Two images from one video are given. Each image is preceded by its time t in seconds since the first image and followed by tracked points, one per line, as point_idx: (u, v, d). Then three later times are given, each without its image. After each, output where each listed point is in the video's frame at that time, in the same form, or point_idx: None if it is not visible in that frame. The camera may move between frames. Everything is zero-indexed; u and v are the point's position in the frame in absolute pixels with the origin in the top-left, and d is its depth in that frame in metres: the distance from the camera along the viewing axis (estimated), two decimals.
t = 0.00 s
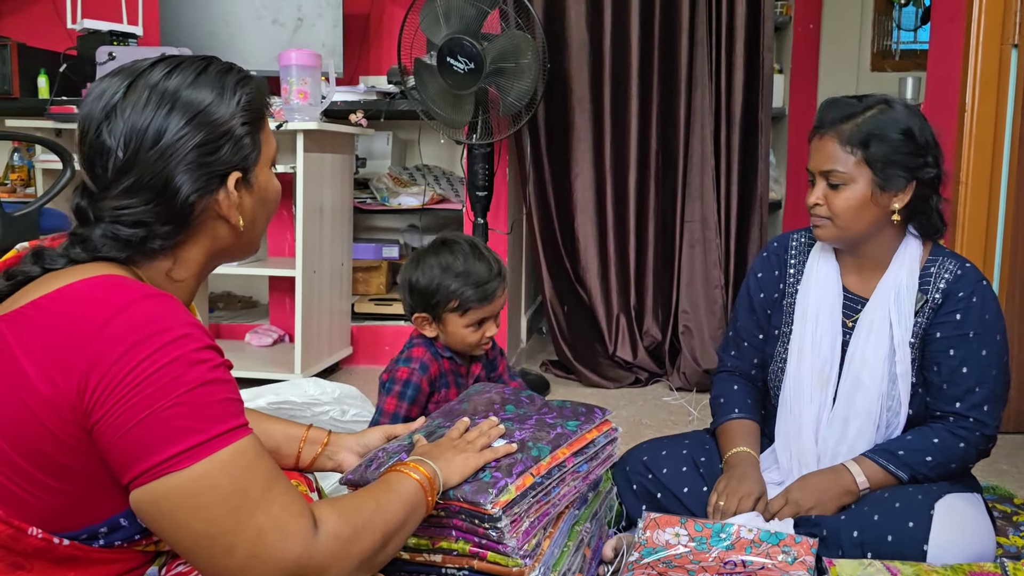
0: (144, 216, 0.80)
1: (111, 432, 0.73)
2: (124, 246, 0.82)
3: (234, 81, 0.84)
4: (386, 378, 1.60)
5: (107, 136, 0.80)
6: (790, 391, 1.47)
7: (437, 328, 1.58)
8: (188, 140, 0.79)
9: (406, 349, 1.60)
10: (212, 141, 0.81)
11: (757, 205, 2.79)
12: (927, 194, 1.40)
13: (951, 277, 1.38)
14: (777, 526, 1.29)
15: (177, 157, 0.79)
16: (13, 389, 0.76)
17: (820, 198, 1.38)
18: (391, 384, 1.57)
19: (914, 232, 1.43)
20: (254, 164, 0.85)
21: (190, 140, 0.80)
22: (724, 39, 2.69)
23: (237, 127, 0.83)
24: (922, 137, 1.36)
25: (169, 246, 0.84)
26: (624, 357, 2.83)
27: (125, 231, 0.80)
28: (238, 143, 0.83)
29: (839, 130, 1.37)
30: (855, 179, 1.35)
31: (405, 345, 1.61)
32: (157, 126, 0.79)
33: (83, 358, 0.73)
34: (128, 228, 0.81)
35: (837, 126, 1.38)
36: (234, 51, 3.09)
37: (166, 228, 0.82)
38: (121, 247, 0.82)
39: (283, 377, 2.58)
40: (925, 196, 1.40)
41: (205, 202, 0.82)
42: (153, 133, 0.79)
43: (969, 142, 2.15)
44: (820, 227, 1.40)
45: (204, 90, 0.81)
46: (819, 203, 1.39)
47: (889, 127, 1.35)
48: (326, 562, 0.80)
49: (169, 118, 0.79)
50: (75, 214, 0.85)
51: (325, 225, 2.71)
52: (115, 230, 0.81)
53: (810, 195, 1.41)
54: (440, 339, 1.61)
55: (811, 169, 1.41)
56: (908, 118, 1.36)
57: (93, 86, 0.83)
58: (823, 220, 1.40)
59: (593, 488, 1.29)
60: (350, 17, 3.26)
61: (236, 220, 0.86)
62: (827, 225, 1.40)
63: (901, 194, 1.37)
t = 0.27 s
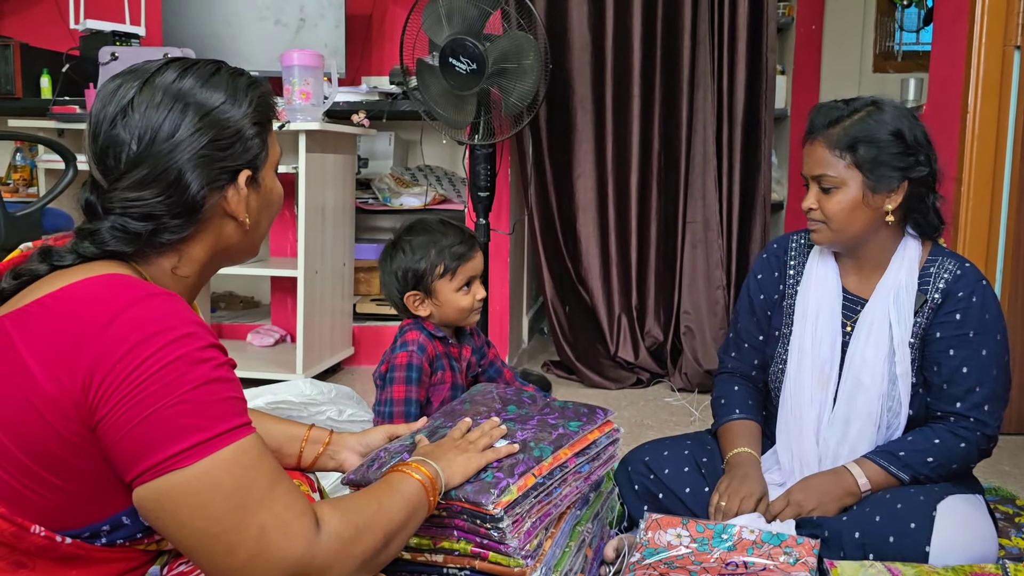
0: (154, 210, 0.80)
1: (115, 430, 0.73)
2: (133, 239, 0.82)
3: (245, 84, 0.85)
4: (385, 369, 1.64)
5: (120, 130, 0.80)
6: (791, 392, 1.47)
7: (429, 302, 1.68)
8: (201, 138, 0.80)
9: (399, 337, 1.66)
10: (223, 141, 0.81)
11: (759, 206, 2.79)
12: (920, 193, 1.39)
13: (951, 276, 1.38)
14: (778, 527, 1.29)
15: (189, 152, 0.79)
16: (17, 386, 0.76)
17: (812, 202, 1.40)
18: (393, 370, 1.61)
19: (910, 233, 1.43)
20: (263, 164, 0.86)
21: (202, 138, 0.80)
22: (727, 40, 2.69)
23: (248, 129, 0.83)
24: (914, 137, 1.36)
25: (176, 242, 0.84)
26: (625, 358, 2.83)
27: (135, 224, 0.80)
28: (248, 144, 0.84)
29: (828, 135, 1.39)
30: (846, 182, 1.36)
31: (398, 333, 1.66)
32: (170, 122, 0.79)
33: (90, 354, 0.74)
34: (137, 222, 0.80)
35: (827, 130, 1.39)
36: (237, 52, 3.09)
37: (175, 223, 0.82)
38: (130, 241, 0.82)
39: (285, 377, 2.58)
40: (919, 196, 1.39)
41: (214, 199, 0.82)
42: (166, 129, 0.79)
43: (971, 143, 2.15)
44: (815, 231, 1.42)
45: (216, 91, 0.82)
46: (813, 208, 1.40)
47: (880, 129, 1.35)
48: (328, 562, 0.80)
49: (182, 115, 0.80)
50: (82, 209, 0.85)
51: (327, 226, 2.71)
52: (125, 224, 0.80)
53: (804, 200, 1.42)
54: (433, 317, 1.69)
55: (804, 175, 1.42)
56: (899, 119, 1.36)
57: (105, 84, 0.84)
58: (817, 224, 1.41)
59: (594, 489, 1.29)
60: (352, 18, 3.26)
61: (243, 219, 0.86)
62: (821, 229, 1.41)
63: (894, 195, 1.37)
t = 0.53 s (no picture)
0: (157, 210, 0.80)
1: (118, 428, 0.73)
2: (136, 239, 0.82)
3: (248, 85, 0.85)
4: (400, 365, 1.63)
5: (124, 131, 0.80)
6: (792, 395, 1.47)
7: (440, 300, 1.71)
8: (204, 138, 0.80)
9: (413, 334, 1.65)
10: (226, 141, 0.82)
11: (761, 207, 2.79)
12: (918, 196, 1.38)
13: (953, 277, 1.37)
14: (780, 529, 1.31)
15: (193, 153, 0.80)
16: (19, 385, 0.76)
17: (808, 200, 1.40)
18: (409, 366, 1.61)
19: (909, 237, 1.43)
20: (265, 165, 0.86)
21: (206, 138, 0.80)
22: (729, 42, 2.70)
23: (251, 129, 0.84)
24: (911, 139, 1.36)
25: (179, 242, 0.84)
26: (627, 359, 2.83)
27: (138, 224, 0.80)
28: (251, 145, 0.84)
29: (825, 134, 1.39)
30: (841, 180, 1.37)
31: (412, 330, 1.65)
32: (174, 123, 0.80)
33: (93, 353, 0.74)
34: (140, 222, 0.81)
35: (824, 130, 1.40)
36: (239, 53, 3.10)
37: (178, 223, 0.82)
38: (133, 241, 0.82)
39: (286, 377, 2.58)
40: (916, 200, 1.39)
41: (217, 199, 0.82)
42: (170, 129, 0.79)
43: (974, 144, 2.15)
44: (809, 230, 1.42)
45: (220, 91, 0.82)
46: (808, 206, 1.40)
47: (877, 131, 1.35)
48: (329, 562, 0.80)
49: (186, 115, 0.80)
50: (85, 209, 0.85)
51: (329, 227, 2.71)
52: (128, 223, 0.81)
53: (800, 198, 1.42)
54: (444, 314, 1.72)
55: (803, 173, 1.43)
56: (896, 121, 1.36)
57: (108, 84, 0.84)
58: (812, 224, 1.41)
59: (596, 490, 1.29)
60: (354, 19, 3.26)
61: (246, 220, 0.86)
62: (815, 228, 1.41)
63: (890, 197, 1.37)
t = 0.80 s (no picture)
0: (159, 211, 0.80)
1: (118, 429, 0.73)
2: (138, 240, 0.82)
3: (251, 86, 0.85)
4: (401, 364, 1.63)
5: (126, 132, 0.80)
6: (791, 395, 1.47)
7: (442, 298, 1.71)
8: (206, 140, 0.80)
9: (414, 334, 1.65)
10: (229, 142, 0.82)
11: (763, 208, 2.79)
12: (920, 185, 1.39)
13: (953, 281, 1.37)
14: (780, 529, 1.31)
15: (195, 154, 0.80)
16: (20, 386, 0.76)
17: (820, 220, 1.38)
18: (410, 366, 1.61)
19: (915, 230, 1.43)
20: (267, 166, 0.86)
21: (209, 139, 0.80)
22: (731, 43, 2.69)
23: (253, 130, 0.84)
24: (902, 134, 1.35)
25: (181, 243, 0.84)
26: (629, 360, 2.83)
27: (140, 226, 0.81)
28: (254, 145, 0.84)
29: (818, 153, 1.36)
30: (849, 192, 1.35)
31: (412, 330, 1.65)
32: (175, 124, 0.80)
33: (93, 354, 0.74)
34: (142, 223, 0.81)
35: (815, 148, 1.37)
36: (241, 53, 3.10)
37: (180, 224, 0.82)
38: (136, 242, 0.82)
39: (288, 378, 2.58)
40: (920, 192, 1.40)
41: (219, 200, 0.83)
42: (172, 130, 0.79)
43: (976, 145, 2.15)
44: (829, 249, 1.40)
45: (222, 92, 0.82)
46: (821, 225, 1.38)
47: (868, 134, 1.33)
48: (331, 563, 0.80)
49: (188, 116, 0.80)
50: (87, 210, 0.85)
51: (331, 227, 2.71)
52: (130, 224, 0.81)
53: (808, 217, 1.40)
54: (446, 313, 1.72)
55: (804, 192, 1.40)
56: (882, 121, 1.35)
57: (110, 84, 0.84)
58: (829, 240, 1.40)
59: (598, 490, 1.29)
60: (356, 19, 3.27)
61: (248, 221, 0.86)
62: (834, 245, 1.39)
63: (898, 196, 1.37)
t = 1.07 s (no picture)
0: (162, 212, 0.80)
1: (120, 429, 0.73)
2: (140, 240, 0.82)
3: (253, 85, 0.85)
4: (413, 367, 1.62)
5: (128, 132, 0.80)
6: (796, 391, 1.47)
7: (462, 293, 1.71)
8: (208, 140, 0.80)
9: (424, 338, 1.64)
10: (231, 142, 0.82)
11: (765, 208, 2.78)
12: (913, 185, 1.39)
13: (955, 274, 1.38)
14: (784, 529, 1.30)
15: (198, 155, 0.80)
16: (22, 385, 0.76)
17: (810, 211, 1.39)
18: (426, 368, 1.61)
19: (910, 230, 1.44)
20: (269, 166, 0.86)
21: (211, 139, 0.80)
22: (733, 43, 2.69)
23: (256, 130, 0.84)
24: (896, 133, 1.36)
25: (183, 243, 0.84)
26: (630, 360, 2.83)
27: (142, 226, 0.81)
28: (256, 145, 0.84)
29: (813, 143, 1.39)
30: (839, 186, 1.36)
31: (424, 334, 1.64)
32: (177, 124, 0.79)
33: (95, 354, 0.74)
34: (144, 224, 0.81)
35: (811, 140, 1.39)
36: (243, 52, 3.10)
37: (183, 225, 0.82)
38: (138, 242, 0.82)
39: (289, 377, 2.58)
40: (912, 190, 1.40)
41: (221, 200, 0.83)
42: (174, 130, 0.79)
43: (979, 145, 2.14)
44: (819, 240, 1.41)
45: (224, 92, 0.82)
46: (812, 216, 1.39)
47: (864, 132, 1.34)
48: (332, 563, 0.80)
49: (190, 116, 0.80)
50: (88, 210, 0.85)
51: (333, 227, 2.71)
52: (132, 225, 0.81)
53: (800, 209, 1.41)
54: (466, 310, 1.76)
55: (798, 184, 1.42)
56: (880, 120, 1.36)
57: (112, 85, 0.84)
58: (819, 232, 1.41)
59: (599, 490, 1.29)
60: (358, 19, 3.27)
61: (250, 220, 0.86)
62: (824, 237, 1.40)
63: (889, 193, 1.37)
